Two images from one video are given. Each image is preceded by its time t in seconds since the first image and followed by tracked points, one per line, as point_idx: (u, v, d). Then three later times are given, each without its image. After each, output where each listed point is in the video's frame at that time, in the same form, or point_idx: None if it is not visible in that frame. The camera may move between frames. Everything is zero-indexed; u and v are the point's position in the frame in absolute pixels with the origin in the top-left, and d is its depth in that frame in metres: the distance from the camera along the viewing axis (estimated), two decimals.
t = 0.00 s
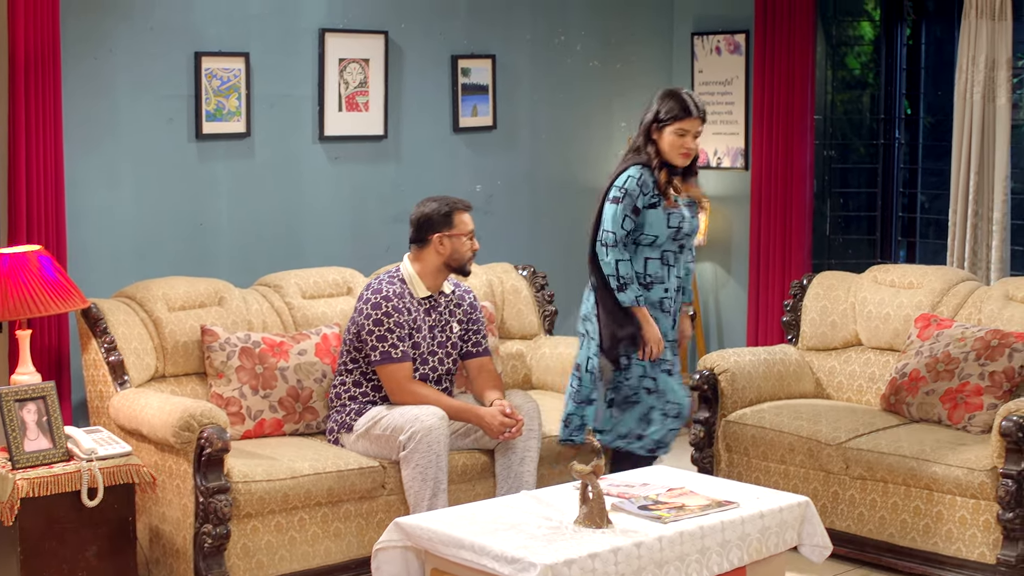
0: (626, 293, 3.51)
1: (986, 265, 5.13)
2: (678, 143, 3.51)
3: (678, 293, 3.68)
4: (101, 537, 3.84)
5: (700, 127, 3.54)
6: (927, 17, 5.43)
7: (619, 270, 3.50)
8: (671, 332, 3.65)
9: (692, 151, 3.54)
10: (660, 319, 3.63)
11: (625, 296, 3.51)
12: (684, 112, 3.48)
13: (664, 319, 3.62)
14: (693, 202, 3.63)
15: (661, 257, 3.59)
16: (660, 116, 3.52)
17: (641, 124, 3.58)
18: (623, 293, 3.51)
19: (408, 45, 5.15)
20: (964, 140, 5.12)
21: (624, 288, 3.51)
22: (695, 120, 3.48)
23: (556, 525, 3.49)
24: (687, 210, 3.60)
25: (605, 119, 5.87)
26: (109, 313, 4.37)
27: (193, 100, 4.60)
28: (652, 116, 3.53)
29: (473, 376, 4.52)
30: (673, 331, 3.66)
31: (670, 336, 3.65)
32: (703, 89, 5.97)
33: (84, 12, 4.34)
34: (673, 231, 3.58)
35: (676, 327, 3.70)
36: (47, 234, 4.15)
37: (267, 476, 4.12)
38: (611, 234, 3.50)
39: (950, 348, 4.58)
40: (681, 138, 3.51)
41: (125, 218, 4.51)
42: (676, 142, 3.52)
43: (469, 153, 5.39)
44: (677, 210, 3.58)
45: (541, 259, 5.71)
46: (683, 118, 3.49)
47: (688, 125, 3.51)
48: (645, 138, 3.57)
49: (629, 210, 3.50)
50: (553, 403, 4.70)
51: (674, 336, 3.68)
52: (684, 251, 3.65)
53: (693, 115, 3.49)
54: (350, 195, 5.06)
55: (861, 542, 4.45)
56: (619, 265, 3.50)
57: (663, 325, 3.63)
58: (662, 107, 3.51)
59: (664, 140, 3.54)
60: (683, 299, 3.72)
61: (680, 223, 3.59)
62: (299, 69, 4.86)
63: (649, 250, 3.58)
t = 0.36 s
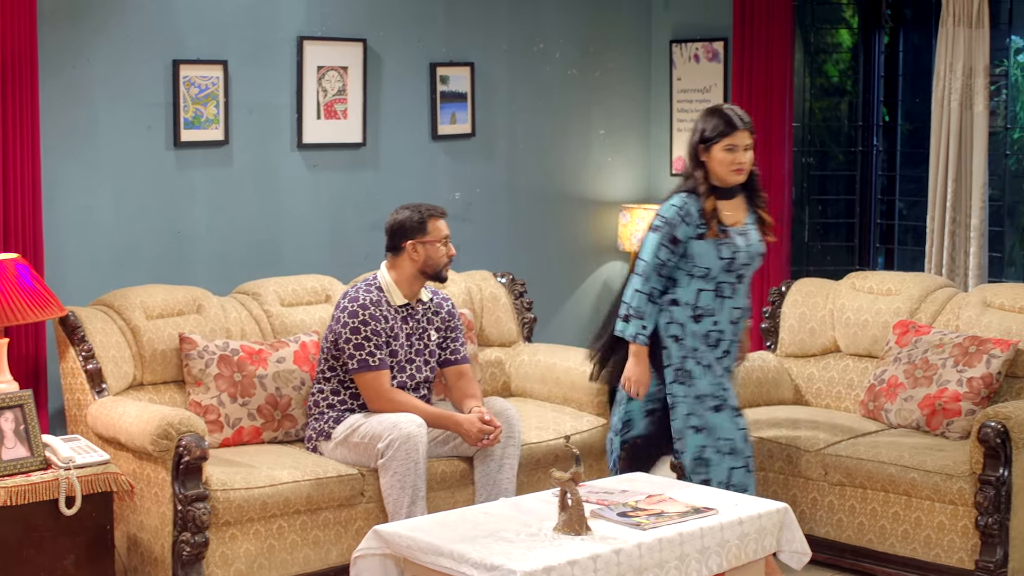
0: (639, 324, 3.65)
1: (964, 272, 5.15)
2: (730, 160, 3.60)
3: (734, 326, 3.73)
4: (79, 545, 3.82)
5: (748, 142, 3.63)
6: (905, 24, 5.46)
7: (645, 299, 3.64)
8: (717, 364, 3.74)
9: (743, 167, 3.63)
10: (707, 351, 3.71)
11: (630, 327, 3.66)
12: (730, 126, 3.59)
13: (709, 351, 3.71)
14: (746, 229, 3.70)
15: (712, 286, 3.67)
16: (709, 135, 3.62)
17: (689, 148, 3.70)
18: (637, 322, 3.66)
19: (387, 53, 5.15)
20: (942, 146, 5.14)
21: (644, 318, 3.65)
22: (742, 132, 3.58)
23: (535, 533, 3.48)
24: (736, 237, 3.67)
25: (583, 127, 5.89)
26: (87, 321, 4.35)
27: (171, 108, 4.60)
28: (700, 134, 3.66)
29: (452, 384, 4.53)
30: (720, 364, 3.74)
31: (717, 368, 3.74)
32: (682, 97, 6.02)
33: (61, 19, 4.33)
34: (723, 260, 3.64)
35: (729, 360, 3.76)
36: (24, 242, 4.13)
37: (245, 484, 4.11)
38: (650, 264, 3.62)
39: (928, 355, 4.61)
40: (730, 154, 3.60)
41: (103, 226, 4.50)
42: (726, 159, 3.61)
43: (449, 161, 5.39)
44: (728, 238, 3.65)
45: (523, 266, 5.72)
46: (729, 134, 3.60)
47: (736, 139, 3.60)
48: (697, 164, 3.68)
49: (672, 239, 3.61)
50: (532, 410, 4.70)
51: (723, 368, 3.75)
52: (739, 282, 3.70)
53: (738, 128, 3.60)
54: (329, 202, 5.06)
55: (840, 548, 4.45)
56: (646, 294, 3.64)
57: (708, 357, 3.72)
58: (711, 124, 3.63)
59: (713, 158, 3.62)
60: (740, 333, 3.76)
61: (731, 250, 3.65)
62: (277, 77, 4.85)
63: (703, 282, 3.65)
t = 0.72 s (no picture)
0: (699, 327, 3.37)
1: (939, 274, 5.17)
2: (760, 151, 3.35)
3: (770, 321, 3.45)
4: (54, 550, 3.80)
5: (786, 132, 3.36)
6: (880, 28, 5.48)
7: (690, 300, 3.40)
8: (752, 362, 3.47)
9: (776, 159, 3.36)
10: (740, 349, 3.47)
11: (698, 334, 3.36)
12: (764, 115, 3.34)
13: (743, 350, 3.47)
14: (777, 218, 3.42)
15: (739, 281, 3.44)
16: (744, 120, 3.37)
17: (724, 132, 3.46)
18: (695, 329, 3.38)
19: (363, 55, 5.15)
20: (917, 149, 5.16)
21: (698, 320, 3.38)
22: (776, 122, 3.31)
23: (511, 535, 3.48)
24: (761, 227, 3.41)
25: (559, 129, 5.90)
26: (62, 325, 4.34)
27: (146, 110, 4.58)
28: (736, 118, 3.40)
29: (428, 387, 4.52)
30: (756, 362, 3.48)
31: (751, 367, 3.47)
32: (657, 99, 6.05)
33: (35, 22, 4.31)
34: (743, 250, 3.42)
35: (769, 357, 3.49)
36: None
37: (221, 488, 4.10)
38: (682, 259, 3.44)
39: (904, 356, 4.63)
40: (761, 144, 3.35)
41: (78, 229, 4.49)
42: (756, 149, 3.36)
43: (425, 163, 5.39)
44: (748, 229, 3.41)
45: (499, 269, 5.73)
46: (762, 121, 3.34)
47: (771, 128, 3.34)
48: (730, 149, 3.45)
49: (696, 231, 3.43)
50: (509, 413, 4.70)
51: (760, 365, 3.48)
52: (768, 274, 3.44)
53: (774, 116, 3.33)
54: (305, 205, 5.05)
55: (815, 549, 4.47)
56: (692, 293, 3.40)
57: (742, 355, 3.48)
58: (746, 109, 3.37)
59: (745, 147, 3.37)
60: (781, 328, 3.46)
61: (749, 241, 3.41)
62: (253, 79, 4.84)
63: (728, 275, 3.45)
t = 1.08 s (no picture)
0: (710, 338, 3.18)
1: (909, 277, 5.24)
2: (778, 163, 2.99)
3: (779, 348, 3.03)
4: (21, 554, 3.78)
5: (811, 141, 2.98)
6: (850, 30, 5.46)
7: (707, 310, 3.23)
8: (766, 395, 3.06)
9: (799, 171, 2.98)
10: (753, 378, 3.08)
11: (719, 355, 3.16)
12: (780, 124, 2.98)
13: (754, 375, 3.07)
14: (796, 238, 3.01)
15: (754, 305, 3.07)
16: (762, 132, 3.04)
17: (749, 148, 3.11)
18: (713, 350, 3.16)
19: (333, 59, 5.14)
20: (887, 151, 5.21)
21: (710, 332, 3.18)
22: (789, 130, 2.95)
23: (482, 540, 3.47)
24: (772, 246, 3.03)
25: (528, 134, 5.90)
26: (31, 329, 4.32)
27: (116, 114, 4.57)
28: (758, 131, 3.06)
29: (399, 392, 4.50)
30: (773, 393, 3.06)
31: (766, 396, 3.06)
32: (628, 103, 6.05)
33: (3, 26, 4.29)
34: (749, 270, 3.05)
35: (791, 390, 3.04)
36: None
37: (193, 492, 4.09)
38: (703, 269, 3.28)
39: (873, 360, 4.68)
40: (778, 156, 2.99)
41: (47, 234, 4.47)
42: (775, 161, 3.00)
43: (396, 167, 5.39)
44: (757, 248, 3.05)
45: (472, 272, 5.73)
46: (779, 130, 2.97)
47: (789, 137, 2.97)
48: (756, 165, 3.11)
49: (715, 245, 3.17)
50: (480, 417, 4.70)
51: (778, 398, 3.05)
52: (778, 299, 3.02)
53: (792, 125, 2.97)
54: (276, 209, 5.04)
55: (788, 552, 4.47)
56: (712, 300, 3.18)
57: (755, 384, 3.08)
58: (766, 120, 3.02)
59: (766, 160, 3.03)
60: (795, 359, 3.02)
61: (754, 260, 3.05)
62: (223, 83, 4.83)
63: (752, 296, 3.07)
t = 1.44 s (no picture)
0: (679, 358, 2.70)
1: (888, 280, 5.27)
2: (760, 177, 2.55)
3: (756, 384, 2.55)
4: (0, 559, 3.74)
5: (794, 153, 2.54)
6: (829, 33, 5.47)
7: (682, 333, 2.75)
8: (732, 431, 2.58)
9: (785, 186, 2.54)
10: (721, 415, 2.59)
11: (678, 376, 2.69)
12: (760, 134, 2.55)
13: (728, 416, 2.57)
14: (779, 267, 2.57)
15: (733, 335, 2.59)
16: (742, 145, 2.58)
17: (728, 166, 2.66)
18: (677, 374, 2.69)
19: (311, 62, 5.14)
20: (866, 153, 5.23)
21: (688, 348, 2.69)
22: (770, 139, 2.53)
23: (461, 543, 3.47)
24: (753, 275, 2.58)
25: (507, 138, 5.90)
26: (9, 333, 4.29)
27: (93, 117, 4.56)
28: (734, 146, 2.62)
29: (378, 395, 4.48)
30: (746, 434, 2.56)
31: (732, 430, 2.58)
32: (607, 106, 6.06)
33: None
34: (731, 301, 2.59)
35: (763, 428, 2.55)
36: None
37: (171, 496, 4.02)
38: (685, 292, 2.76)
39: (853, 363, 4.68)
40: (760, 170, 2.55)
41: (24, 237, 4.45)
42: (755, 177, 2.56)
43: (375, 171, 5.39)
44: (738, 277, 2.59)
45: (451, 275, 5.73)
46: (755, 144, 2.56)
47: (770, 149, 2.54)
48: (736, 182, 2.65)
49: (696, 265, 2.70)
50: (460, 420, 4.69)
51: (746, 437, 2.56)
52: (762, 332, 2.55)
53: (773, 136, 2.54)
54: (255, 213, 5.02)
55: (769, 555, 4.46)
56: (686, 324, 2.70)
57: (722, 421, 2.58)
58: (742, 133, 2.60)
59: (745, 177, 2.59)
60: (772, 399, 2.54)
61: (735, 291, 2.59)
62: (201, 86, 4.82)
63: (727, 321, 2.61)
